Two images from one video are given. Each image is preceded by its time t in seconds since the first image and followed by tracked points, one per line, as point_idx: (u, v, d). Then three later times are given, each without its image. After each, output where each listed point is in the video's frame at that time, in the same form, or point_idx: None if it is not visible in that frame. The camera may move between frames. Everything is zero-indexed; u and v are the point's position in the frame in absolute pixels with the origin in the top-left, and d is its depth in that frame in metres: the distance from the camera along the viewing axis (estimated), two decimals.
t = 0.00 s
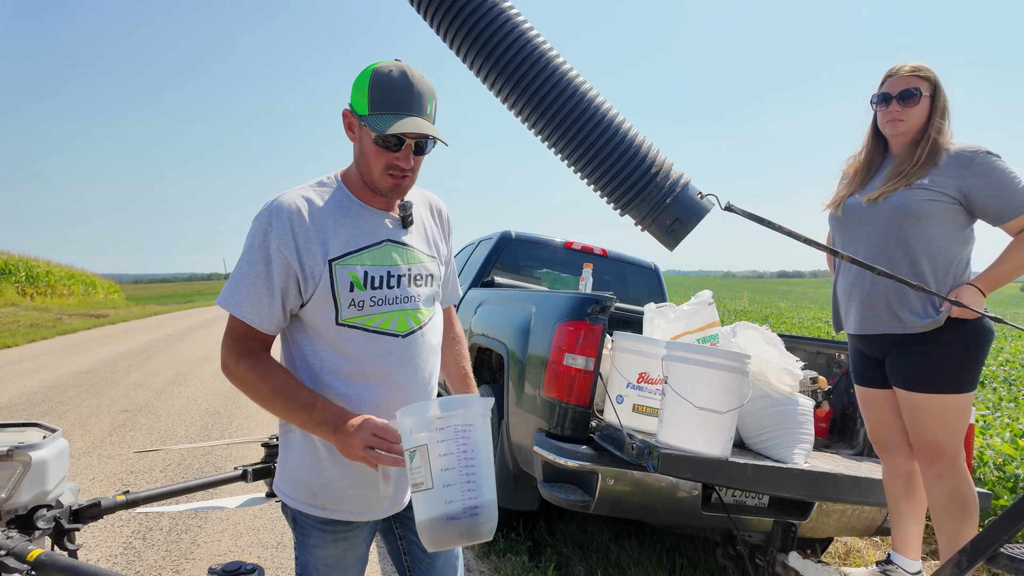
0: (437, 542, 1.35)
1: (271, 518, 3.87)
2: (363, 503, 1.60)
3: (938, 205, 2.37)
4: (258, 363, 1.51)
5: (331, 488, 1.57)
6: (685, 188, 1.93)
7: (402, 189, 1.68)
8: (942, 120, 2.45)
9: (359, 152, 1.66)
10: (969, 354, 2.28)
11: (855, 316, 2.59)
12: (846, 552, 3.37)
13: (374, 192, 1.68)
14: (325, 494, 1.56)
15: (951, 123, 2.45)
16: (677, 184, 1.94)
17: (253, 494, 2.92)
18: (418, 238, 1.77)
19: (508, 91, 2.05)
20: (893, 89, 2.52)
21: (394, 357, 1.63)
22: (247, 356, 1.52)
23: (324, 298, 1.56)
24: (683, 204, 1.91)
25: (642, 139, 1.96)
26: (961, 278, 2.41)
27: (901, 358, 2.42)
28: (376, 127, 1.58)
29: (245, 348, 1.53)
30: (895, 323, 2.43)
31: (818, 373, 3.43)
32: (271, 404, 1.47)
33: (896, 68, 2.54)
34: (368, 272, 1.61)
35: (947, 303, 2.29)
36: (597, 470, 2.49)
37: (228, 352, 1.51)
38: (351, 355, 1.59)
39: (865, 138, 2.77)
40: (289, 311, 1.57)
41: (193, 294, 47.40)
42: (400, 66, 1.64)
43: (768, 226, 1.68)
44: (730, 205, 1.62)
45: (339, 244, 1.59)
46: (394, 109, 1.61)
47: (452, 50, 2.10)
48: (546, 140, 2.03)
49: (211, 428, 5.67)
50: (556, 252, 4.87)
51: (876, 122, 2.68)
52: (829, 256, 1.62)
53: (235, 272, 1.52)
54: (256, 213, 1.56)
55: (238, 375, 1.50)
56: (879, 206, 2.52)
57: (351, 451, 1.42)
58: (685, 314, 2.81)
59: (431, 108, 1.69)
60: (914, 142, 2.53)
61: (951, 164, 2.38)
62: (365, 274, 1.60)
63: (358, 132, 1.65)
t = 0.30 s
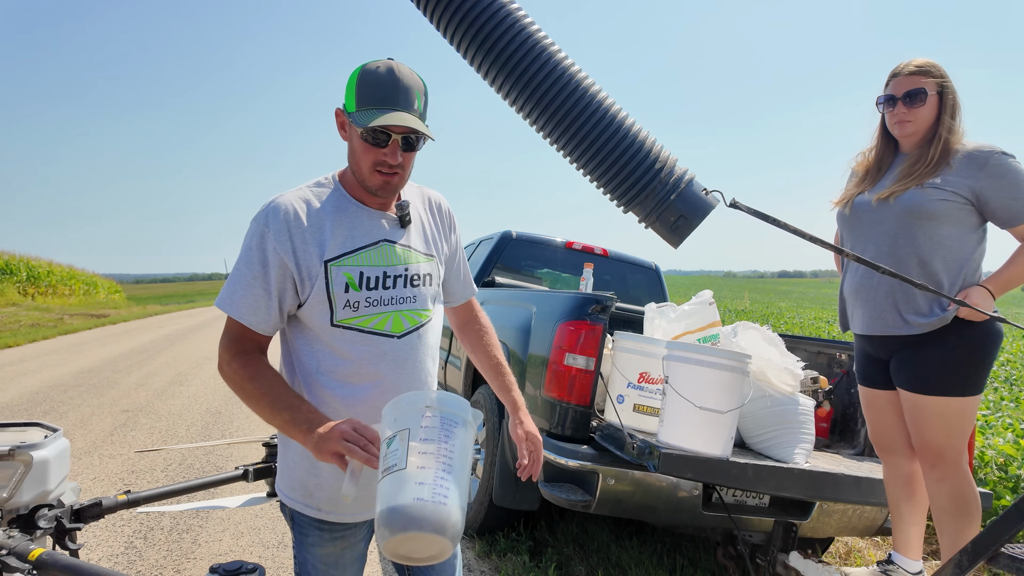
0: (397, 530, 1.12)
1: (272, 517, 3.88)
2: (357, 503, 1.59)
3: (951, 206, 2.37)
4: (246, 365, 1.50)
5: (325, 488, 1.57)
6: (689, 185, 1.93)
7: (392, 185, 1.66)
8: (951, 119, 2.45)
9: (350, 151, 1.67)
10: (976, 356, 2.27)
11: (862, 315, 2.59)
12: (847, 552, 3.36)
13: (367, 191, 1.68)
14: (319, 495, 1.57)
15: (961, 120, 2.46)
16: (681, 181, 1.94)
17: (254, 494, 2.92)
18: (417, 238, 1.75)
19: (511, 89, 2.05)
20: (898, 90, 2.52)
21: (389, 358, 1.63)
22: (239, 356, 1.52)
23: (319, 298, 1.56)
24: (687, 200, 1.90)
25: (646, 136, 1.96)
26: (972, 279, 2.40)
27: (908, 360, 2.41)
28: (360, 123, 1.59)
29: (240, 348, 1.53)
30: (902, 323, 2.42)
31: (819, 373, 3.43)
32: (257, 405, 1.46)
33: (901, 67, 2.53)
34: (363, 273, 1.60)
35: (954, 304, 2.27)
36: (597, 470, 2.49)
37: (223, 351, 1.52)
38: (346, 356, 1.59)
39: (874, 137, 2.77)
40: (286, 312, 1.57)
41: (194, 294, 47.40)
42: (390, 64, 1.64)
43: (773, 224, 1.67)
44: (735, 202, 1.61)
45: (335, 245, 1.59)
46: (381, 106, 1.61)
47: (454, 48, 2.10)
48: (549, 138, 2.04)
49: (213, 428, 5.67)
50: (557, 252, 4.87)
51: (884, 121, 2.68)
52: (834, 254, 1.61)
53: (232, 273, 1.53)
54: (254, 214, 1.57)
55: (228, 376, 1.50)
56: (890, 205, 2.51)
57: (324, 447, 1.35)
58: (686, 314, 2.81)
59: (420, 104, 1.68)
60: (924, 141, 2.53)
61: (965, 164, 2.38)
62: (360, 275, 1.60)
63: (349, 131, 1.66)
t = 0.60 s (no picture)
0: (373, 535, 1.12)
1: (274, 517, 3.88)
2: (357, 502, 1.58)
3: (962, 205, 2.36)
4: (246, 364, 1.52)
5: (326, 487, 1.58)
6: (691, 186, 1.93)
7: (382, 182, 1.66)
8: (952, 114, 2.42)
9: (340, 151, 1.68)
10: (983, 359, 2.28)
11: (869, 315, 2.58)
12: (849, 552, 3.36)
13: (359, 190, 1.68)
14: (320, 493, 1.58)
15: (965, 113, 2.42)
16: (683, 182, 1.94)
17: (256, 493, 2.92)
18: (414, 235, 1.73)
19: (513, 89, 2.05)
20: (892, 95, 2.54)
21: (384, 357, 1.61)
22: (240, 356, 1.54)
23: (314, 297, 1.57)
24: (689, 201, 1.90)
25: (648, 137, 1.96)
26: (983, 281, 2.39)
27: (913, 361, 2.41)
28: (344, 122, 1.59)
29: (241, 348, 1.56)
30: (908, 323, 2.42)
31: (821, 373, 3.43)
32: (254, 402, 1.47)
33: (895, 70, 2.54)
34: (357, 271, 1.60)
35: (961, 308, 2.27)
36: (600, 469, 2.49)
37: (226, 351, 1.55)
38: (341, 355, 1.59)
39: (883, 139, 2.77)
40: (284, 312, 1.58)
41: (195, 294, 47.43)
42: (371, 57, 1.63)
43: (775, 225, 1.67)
44: (737, 203, 1.60)
45: (329, 244, 1.60)
46: (365, 102, 1.61)
47: (456, 48, 2.10)
48: (551, 138, 2.03)
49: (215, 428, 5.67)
50: (558, 252, 4.87)
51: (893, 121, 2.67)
52: (836, 254, 1.61)
53: (232, 274, 1.56)
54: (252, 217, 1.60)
55: (230, 374, 1.53)
56: (900, 203, 2.50)
57: (314, 442, 1.35)
58: (688, 314, 2.81)
59: (404, 96, 1.66)
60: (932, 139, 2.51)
61: (978, 164, 2.37)
62: (354, 273, 1.59)
63: (337, 131, 1.67)
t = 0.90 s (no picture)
0: (352, 562, 1.21)
1: (275, 517, 3.88)
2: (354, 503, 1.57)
3: (951, 206, 2.35)
4: (250, 360, 1.54)
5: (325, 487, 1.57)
6: (690, 188, 1.93)
7: (378, 179, 1.66)
8: (942, 119, 2.42)
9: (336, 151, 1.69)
10: (982, 364, 2.26)
11: (867, 319, 2.60)
12: (851, 552, 3.36)
13: (356, 188, 1.69)
14: (319, 492, 1.57)
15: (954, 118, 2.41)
16: (682, 184, 1.94)
17: (257, 494, 2.92)
18: (414, 235, 1.72)
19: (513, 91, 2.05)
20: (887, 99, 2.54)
21: (380, 357, 1.60)
22: (245, 352, 1.57)
23: (311, 296, 1.57)
24: (688, 203, 1.90)
25: (647, 139, 1.96)
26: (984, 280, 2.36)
27: (912, 363, 2.41)
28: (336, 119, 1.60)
29: (246, 345, 1.58)
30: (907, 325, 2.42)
31: (822, 373, 3.42)
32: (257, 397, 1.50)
33: (890, 75, 2.54)
34: (355, 271, 1.59)
35: (955, 311, 2.27)
36: (601, 470, 2.48)
37: (233, 347, 1.58)
38: (338, 354, 1.59)
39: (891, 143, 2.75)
40: (286, 310, 1.59)
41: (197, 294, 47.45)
42: (363, 56, 1.64)
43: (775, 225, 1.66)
44: (736, 205, 1.60)
45: (327, 243, 1.60)
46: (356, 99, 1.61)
47: (457, 50, 2.10)
48: (550, 140, 2.03)
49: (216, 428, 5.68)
50: (559, 252, 4.87)
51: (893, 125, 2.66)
52: (837, 255, 1.60)
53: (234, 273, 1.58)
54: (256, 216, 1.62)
55: (235, 370, 1.55)
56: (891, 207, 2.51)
57: (308, 444, 1.37)
58: (690, 314, 2.80)
59: (396, 92, 1.65)
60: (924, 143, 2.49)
61: (969, 161, 2.34)
62: (351, 273, 1.59)
63: (333, 131, 1.68)
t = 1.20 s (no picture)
0: (329, 562, 1.21)
1: (276, 517, 3.88)
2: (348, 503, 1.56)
3: (941, 205, 2.35)
4: (246, 356, 1.56)
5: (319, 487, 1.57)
6: (691, 187, 1.92)
7: (372, 176, 1.65)
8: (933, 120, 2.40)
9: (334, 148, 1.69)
10: (976, 366, 2.25)
11: (855, 315, 2.63)
12: (852, 552, 3.36)
13: (352, 186, 1.69)
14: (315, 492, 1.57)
15: (946, 118, 2.40)
16: (683, 184, 1.93)
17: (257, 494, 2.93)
18: (413, 234, 1.71)
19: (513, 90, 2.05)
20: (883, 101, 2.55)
21: (374, 355, 1.59)
22: (243, 349, 1.58)
23: (308, 293, 1.58)
24: (688, 203, 1.89)
25: (648, 138, 1.95)
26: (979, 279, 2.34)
27: (907, 363, 2.41)
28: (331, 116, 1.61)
29: (245, 342, 1.60)
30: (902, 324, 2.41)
31: (823, 373, 3.42)
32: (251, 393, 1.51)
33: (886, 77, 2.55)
34: (351, 268, 1.59)
35: (944, 313, 2.28)
36: (602, 470, 2.48)
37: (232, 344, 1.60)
38: (333, 352, 1.59)
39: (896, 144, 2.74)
40: (283, 309, 1.61)
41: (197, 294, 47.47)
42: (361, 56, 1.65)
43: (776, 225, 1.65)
44: (736, 204, 1.59)
45: (324, 241, 1.61)
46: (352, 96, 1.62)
47: (457, 50, 2.10)
48: (551, 140, 2.03)
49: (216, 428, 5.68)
50: (560, 252, 4.87)
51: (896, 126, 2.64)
52: (837, 255, 1.59)
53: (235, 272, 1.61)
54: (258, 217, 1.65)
55: (232, 365, 1.57)
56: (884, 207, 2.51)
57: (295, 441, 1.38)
58: (691, 314, 2.80)
59: (393, 90, 1.66)
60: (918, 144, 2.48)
61: (957, 160, 2.32)
62: (347, 270, 1.59)
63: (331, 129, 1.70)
